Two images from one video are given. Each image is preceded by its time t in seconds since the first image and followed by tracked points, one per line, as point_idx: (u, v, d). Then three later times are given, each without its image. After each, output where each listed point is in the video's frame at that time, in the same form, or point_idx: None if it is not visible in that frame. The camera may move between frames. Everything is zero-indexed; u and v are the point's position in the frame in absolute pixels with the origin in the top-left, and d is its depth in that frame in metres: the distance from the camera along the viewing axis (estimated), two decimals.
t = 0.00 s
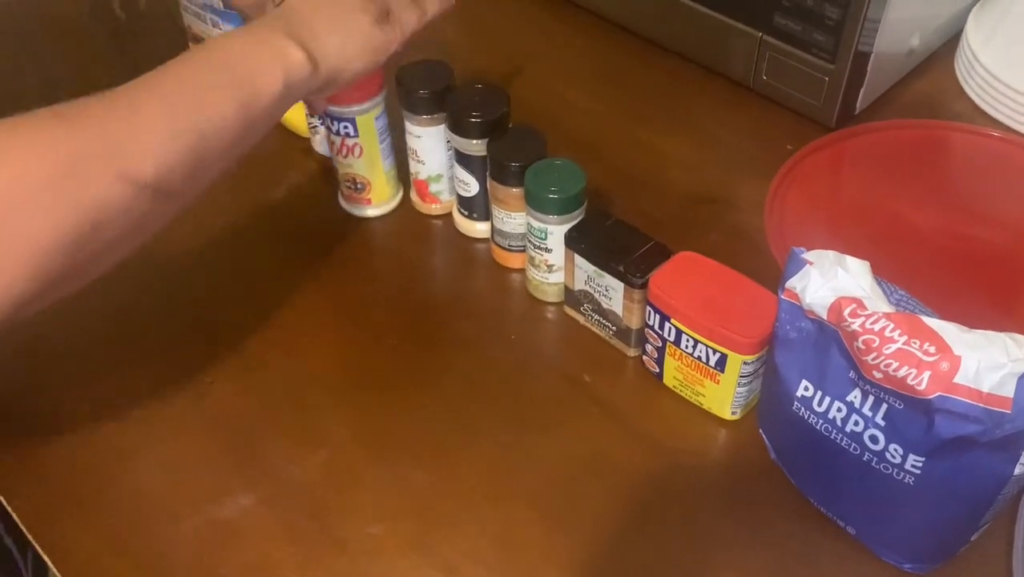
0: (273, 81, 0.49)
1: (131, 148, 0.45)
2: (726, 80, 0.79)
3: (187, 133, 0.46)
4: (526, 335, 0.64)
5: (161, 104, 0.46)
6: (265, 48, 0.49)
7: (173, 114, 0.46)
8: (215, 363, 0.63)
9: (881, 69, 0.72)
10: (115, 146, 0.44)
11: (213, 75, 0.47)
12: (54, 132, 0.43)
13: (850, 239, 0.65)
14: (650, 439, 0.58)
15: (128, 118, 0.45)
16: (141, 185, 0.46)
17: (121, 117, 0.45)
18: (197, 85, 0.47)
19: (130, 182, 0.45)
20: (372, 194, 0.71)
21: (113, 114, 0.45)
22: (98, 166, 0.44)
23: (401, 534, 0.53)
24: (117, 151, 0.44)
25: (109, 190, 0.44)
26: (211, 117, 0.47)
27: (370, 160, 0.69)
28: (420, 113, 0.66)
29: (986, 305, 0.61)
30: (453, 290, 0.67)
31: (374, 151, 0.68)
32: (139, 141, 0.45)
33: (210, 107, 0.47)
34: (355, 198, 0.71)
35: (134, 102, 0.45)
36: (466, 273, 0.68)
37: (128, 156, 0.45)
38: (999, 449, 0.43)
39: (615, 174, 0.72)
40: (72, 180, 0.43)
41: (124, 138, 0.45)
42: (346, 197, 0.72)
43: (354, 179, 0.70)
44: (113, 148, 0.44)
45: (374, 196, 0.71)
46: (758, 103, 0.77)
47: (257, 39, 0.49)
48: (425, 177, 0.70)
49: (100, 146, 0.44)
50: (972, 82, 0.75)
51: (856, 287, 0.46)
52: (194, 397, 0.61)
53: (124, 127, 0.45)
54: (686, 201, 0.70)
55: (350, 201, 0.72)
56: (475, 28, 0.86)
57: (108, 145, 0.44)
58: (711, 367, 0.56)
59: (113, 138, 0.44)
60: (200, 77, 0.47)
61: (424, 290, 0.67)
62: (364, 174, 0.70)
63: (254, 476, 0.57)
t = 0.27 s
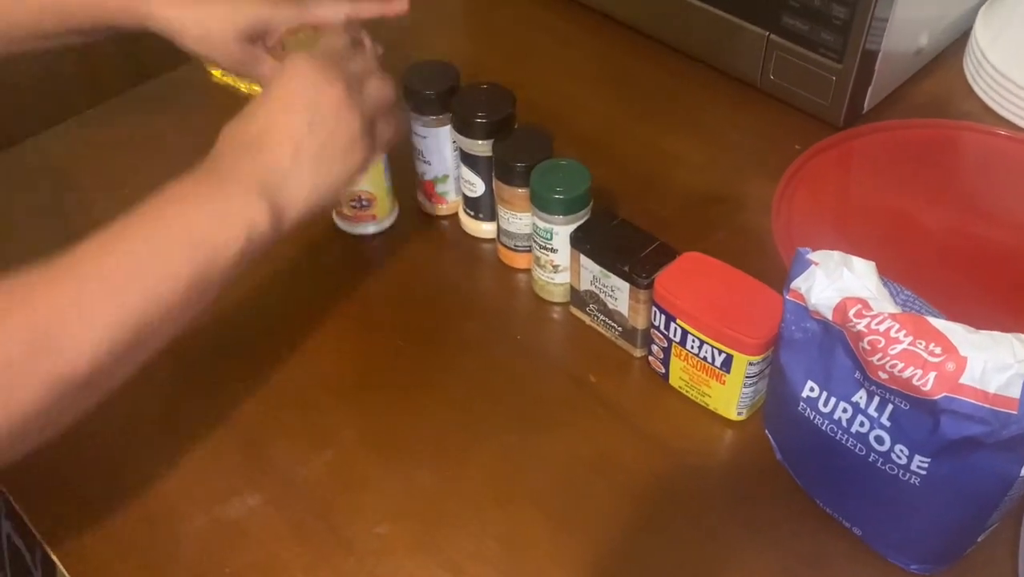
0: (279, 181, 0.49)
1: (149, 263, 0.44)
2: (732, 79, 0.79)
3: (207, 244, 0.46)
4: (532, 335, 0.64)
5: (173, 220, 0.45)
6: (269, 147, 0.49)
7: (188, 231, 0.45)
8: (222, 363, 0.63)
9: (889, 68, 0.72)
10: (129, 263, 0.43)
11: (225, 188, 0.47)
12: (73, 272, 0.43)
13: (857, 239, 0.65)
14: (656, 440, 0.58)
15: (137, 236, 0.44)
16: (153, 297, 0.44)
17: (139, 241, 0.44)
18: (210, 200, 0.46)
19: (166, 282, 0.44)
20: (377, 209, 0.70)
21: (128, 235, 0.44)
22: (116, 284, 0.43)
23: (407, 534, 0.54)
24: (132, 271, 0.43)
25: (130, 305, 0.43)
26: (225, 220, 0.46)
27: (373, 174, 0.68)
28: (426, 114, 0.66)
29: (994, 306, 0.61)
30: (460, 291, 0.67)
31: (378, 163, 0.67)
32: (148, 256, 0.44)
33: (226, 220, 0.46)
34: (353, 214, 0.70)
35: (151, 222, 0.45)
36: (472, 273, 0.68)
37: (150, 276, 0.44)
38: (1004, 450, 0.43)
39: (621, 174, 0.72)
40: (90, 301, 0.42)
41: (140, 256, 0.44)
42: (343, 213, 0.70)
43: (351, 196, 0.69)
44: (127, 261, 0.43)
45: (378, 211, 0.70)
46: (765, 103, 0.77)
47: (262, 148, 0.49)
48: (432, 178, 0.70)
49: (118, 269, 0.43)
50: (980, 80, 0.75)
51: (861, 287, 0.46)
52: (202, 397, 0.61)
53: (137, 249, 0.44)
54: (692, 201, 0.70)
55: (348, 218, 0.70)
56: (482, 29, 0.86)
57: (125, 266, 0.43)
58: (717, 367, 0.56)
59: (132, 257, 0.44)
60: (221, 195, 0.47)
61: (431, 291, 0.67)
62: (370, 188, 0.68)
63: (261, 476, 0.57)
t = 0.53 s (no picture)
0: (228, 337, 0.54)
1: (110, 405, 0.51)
2: (738, 77, 0.79)
3: (190, 375, 0.53)
4: (535, 334, 0.64)
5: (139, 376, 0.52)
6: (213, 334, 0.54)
7: (140, 390, 0.52)
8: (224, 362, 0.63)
9: (896, 64, 0.72)
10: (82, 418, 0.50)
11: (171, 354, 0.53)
12: (52, 416, 0.50)
13: (863, 238, 0.65)
14: (660, 439, 0.57)
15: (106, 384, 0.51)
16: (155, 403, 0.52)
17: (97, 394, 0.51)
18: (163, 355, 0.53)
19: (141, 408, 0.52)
20: (351, 214, 0.68)
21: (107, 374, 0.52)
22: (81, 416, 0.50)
23: (409, 534, 0.53)
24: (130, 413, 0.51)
25: (90, 431, 0.50)
26: (184, 358, 0.53)
27: (348, 180, 0.66)
28: (430, 113, 0.66)
29: (1001, 304, 0.61)
30: (463, 289, 0.67)
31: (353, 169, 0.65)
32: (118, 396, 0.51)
33: (178, 363, 0.53)
34: (320, 222, 0.68)
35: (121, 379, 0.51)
36: (476, 272, 0.68)
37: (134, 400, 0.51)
38: (1012, 449, 0.42)
39: (626, 172, 0.72)
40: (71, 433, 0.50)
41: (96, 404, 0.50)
42: (307, 216, 0.68)
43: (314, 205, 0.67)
44: (87, 410, 0.50)
45: (351, 215, 0.68)
46: (770, 100, 0.77)
47: (217, 324, 0.54)
48: (435, 176, 0.70)
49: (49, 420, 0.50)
50: (988, 77, 0.74)
51: (867, 285, 0.46)
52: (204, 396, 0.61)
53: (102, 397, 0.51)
54: (697, 199, 0.69)
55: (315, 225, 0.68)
56: (485, 27, 0.85)
57: (103, 407, 0.50)
58: (721, 366, 0.56)
59: (93, 410, 0.50)
60: (170, 365, 0.53)
61: (434, 290, 0.67)
62: (344, 196, 0.66)
63: (263, 476, 0.57)
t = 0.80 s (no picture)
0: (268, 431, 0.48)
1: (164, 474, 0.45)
2: (740, 74, 0.79)
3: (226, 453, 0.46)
4: (537, 331, 0.64)
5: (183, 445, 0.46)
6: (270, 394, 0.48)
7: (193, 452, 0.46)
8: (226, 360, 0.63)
9: (899, 61, 0.71)
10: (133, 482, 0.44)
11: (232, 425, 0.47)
12: (93, 480, 0.44)
13: (866, 236, 0.65)
14: (663, 437, 0.57)
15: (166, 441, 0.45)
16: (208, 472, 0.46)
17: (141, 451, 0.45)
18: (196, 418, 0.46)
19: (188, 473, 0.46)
20: (423, 289, 0.51)
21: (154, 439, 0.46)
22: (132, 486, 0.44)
23: (411, 532, 0.53)
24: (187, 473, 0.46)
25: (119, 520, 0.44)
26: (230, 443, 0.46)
27: (419, 213, 0.51)
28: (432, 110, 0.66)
29: (1005, 303, 0.61)
30: (465, 286, 0.67)
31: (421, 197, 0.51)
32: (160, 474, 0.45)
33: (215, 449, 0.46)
34: (364, 270, 0.50)
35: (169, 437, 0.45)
36: (478, 269, 0.68)
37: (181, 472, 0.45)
38: (1016, 447, 0.42)
39: (628, 170, 0.72)
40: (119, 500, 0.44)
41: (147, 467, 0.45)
42: (348, 289, 0.50)
43: (361, 252, 0.50)
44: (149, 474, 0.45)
45: (423, 291, 0.51)
46: (774, 97, 0.77)
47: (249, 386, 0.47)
48: (438, 173, 0.69)
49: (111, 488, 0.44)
50: (991, 75, 0.74)
51: (871, 283, 0.46)
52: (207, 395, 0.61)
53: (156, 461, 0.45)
54: (700, 197, 0.69)
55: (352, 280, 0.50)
56: (488, 25, 0.85)
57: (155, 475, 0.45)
58: (724, 364, 0.55)
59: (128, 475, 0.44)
60: (178, 456, 0.45)
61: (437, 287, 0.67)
62: (419, 244, 0.51)
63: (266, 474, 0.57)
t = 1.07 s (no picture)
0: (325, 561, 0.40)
1: None
2: (741, 71, 0.79)
3: None
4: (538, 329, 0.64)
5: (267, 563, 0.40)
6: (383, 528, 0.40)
7: None
8: (227, 358, 0.63)
9: (900, 59, 0.71)
10: None
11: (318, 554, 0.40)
12: None
13: (868, 235, 0.65)
14: (665, 435, 0.57)
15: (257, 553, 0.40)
16: None
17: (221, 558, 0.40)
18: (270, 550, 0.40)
19: None
20: (586, 398, 0.45)
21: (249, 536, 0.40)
22: None
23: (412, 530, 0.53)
24: None
25: None
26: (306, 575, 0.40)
27: (575, 311, 0.46)
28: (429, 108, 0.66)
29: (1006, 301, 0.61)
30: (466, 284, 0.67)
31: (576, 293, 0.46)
32: None
33: None
34: (527, 377, 0.44)
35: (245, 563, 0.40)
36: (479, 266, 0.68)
37: None
38: (1018, 446, 0.42)
39: (630, 167, 0.71)
40: None
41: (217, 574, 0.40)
42: (507, 409, 0.45)
43: (520, 357, 0.44)
44: None
45: (587, 401, 0.45)
46: (775, 94, 0.76)
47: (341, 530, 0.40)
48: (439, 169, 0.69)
49: None
50: (992, 72, 0.74)
51: (873, 281, 0.46)
52: (208, 392, 0.61)
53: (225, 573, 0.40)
54: (702, 194, 0.69)
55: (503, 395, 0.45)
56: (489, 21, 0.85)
57: None
58: (726, 361, 0.55)
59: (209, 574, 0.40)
60: None
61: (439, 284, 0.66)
62: (579, 336, 0.46)
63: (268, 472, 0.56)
